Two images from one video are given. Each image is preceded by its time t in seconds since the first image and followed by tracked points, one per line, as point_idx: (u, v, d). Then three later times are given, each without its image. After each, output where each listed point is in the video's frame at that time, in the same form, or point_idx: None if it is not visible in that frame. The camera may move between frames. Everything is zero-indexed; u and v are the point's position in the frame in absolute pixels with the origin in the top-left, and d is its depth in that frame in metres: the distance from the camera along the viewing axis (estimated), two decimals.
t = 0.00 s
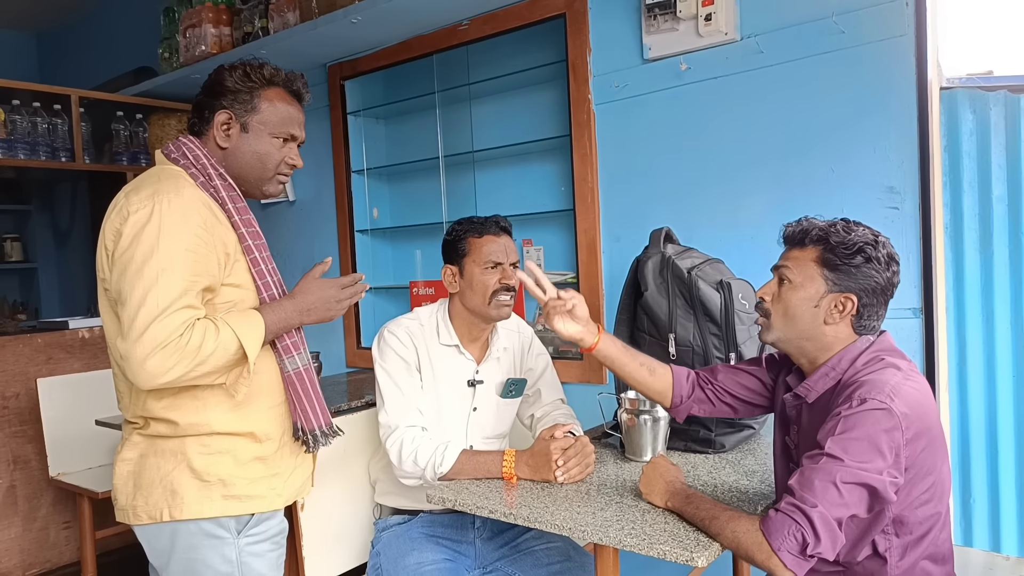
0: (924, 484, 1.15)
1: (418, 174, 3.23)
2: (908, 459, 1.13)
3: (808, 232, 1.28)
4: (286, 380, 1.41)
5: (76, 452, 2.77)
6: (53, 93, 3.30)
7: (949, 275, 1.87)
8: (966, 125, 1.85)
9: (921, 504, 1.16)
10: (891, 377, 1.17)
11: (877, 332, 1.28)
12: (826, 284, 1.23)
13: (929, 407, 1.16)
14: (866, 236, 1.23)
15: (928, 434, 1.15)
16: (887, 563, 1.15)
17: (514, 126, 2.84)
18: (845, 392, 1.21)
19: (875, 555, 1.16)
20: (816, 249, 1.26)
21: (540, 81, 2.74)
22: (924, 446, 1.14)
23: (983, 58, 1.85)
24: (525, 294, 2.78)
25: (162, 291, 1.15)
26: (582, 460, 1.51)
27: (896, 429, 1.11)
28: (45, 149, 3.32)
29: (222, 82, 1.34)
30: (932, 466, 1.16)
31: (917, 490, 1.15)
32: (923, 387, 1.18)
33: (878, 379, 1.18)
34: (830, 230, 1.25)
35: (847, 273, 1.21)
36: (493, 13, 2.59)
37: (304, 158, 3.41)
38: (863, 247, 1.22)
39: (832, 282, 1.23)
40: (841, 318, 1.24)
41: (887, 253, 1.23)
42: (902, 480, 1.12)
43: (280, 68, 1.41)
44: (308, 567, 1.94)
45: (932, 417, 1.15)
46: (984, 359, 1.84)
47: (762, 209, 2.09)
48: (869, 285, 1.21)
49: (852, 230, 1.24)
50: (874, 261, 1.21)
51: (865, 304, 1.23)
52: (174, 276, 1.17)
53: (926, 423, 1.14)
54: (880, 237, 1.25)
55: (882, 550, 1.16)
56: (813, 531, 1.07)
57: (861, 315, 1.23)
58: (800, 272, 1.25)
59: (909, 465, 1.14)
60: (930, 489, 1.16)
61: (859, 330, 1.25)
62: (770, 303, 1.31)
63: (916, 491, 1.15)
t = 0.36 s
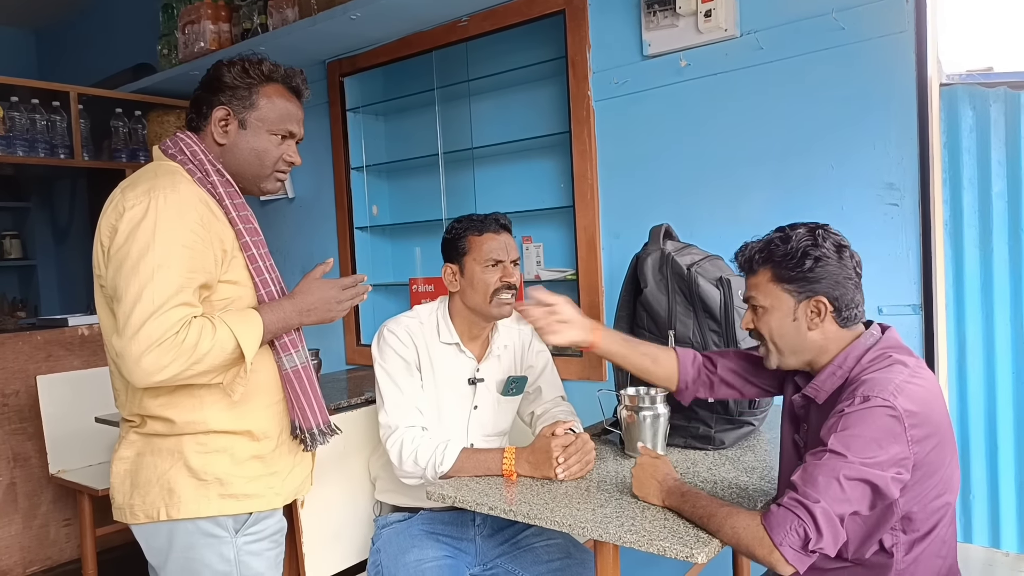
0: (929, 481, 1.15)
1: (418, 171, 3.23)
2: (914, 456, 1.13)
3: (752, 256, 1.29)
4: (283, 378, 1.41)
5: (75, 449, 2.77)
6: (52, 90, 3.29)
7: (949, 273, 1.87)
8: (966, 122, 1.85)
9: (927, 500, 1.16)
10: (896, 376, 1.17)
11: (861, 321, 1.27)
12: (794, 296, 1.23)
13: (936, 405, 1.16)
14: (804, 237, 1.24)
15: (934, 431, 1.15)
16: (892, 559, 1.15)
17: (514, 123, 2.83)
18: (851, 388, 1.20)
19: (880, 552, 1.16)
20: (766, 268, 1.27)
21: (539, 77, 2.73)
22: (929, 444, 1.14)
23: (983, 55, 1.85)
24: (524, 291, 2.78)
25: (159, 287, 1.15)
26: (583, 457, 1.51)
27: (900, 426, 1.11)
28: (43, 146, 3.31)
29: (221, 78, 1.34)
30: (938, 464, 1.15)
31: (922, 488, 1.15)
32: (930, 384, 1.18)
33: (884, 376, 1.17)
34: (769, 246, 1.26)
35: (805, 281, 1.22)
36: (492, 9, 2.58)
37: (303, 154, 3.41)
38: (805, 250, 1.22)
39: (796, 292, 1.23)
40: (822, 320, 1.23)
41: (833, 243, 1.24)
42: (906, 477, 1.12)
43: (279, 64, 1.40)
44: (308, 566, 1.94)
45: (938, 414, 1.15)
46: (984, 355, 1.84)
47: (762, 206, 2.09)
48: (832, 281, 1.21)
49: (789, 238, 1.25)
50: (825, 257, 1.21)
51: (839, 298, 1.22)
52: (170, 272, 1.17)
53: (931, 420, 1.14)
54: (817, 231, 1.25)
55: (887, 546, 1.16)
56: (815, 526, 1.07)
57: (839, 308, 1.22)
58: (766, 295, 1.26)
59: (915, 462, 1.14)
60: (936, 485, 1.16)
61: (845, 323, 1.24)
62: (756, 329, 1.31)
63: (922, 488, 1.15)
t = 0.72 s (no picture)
0: (944, 485, 1.15)
1: (425, 172, 3.23)
2: (932, 458, 1.13)
3: (844, 224, 1.29)
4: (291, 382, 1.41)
5: (85, 450, 2.78)
6: (61, 93, 3.32)
7: (959, 276, 1.87)
8: (976, 124, 1.85)
9: (942, 504, 1.15)
10: (914, 377, 1.16)
11: (911, 328, 1.30)
12: (864, 274, 1.24)
13: (953, 407, 1.15)
14: (901, 229, 1.26)
15: (951, 434, 1.14)
16: (907, 562, 1.14)
17: (521, 125, 2.84)
18: (867, 389, 1.20)
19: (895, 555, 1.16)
20: (852, 241, 1.27)
21: (546, 79, 2.73)
22: (946, 447, 1.14)
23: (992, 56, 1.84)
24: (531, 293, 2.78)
25: (168, 291, 1.16)
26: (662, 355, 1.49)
27: (917, 427, 1.10)
28: (53, 149, 3.34)
29: (231, 81, 1.34)
30: (954, 466, 1.15)
31: (938, 490, 1.15)
32: (949, 387, 1.18)
33: (901, 376, 1.17)
34: (866, 223, 1.26)
35: (885, 264, 1.23)
36: (498, 11, 2.59)
37: (311, 157, 3.42)
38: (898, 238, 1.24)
39: (870, 272, 1.24)
40: (877, 309, 1.25)
41: (921, 248, 1.26)
42: (921, 479, 1.12)
43: (289, 67, 1.41)
44: (316, 567, 1.91)
45: (956, 417, 1.14)
46: (994, 358, 1.84)
47: (770, 208, 2.08)
48: (906, 276, 1.23)
49: (887, 223, 1.27)
50: (911, 253, 1.24)
51: (901, 296, 1.24)
52: (179, 275, 1.17)
53: (949, 423, 1.14)
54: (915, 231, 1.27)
55: (901, 549, 1.15)
56: (827, 517, 1.07)
57: (897, 306, 1.25)
58: (837, 265, 1.26)
59: (931, 464, 1.13)
60: (951, 489, 1.15)
61: (891, 322, 1.27)
62: (806, 295, 1.30)
63: (938, 491, 1.14)
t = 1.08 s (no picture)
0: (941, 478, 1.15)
1: (430, 174, 3.24)
2: (922, 451, 1.14)
3: (834, 228, 1.31)
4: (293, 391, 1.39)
5: (92, 452, 2.79)
6: (68, 96, 3.34)
7: (966, 278, 1.86)
8: (983, 125, 1.85)
9: (939, 497, 1.15)
10: (903, 370, 1.18)
11: (907, 328, 1.30)
12: (852, 276, 1.26)
13: (943, 399, 1.17)
14: (893, 230, 1.25)
15: (942, 427, 1.15)
16: (907, 559, 1.15)
17: (526, 126, 2.84)
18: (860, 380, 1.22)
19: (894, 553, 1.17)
20: (841, 244, 1.29)
21: (552, 81, 2.73)
22: (937, 440, 1.14)
23: (999, 57, 1.84)
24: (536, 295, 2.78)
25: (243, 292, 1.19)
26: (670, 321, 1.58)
27: (901, 417, 1.12)
28: (60, 152, 3.36)
29: (233, 84, 1.33)
30: (947, 459, 1.16)
31: (932, 485, 1.15)
32: (941, 381, 1.19)
33: (891, 371, 1.19)
34: (853, 226, 1.28)
35: (872, 266, 1.24)
36: (503, 14, 2.59)
37: (317, 159, 3.43)
38: (888, 239, 1.24)
39: (858, 274, 1.25)
40: (867, 309, 1.26)
41: (915, 247, 1.25)
42: (909, 471, 1.13)
43: (294, 75, 1.40)
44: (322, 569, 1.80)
45: (946, 409, 1.16)
46: (1000, 358, 1.83)
47: (776, 209, 2.08)
48: (896, 278, 1.23)
49: (878, 226, 1.27)
50: (900, 254, 1.23)
51: (891, 297, 1.24)
52: (236, 284, 1.19)
53: (938, 415, 1.15)
54: (908, 231, 1.27)
55: (900, 545, 1.16)
56: (797, 494, 1.09)
57: (887, 307, 1.25)
58: (827, 267, 1.28)
59: (921, 456, 1.14)
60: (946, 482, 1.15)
61: (885, 322, 1.27)
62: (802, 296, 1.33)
63: (931, 484, 1.15)
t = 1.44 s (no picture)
0: (923, 478, 1.16)
1: (433, 174, 3.23)
2: (898, 449, 1.15)
3: (806, 234, 1.34)
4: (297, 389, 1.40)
5: (96, 451, 2.80)
6: (71, 95, 3.34)
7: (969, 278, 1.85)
8: (986, 124, 1.84)
9: (921, 497, 1.16)
10: (877, 369, 1.20)
11: (884, 328, 1.31)
12: (822, 282, 1.28)
13: (918, 398, 1.18)
14: (863, 234, 1.27)
15: (918, 424, 1.16)
16: (893, 560, 1.16)
17: (529, 126, 2.83)
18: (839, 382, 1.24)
19: (881, 554, 1.18)
20: (812, 250, 1.31)
21: (555, 80, 2.73)
22: (914, 438, 1.15)
23: (1003, 55, 1.83)
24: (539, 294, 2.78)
25: (256, 291, 1.20)
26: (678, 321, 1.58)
27: (876, 416, 1.14)
28: (63, 151, 3.36)
29: (230, 82, 1.33)
30: (929, 459, 1.16)
31: (914, 484, 1.16)
32: (915, 379, 1.20)
33: (867, 369, 1.21)
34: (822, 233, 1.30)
35: (839, 272, 1.26)
36: (506, 13, 2.59)
37: (320, 159, 3.43)
38: (856, 245, 1.26)
39: (827, 279, 1.28)
40: (837, 314, 1.28)
41: (883, 251, 1.26)
42: (888, 471, 1.14)
43: (289, 74, 1.39)
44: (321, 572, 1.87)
45: (921, 407, 1.17)
46: (1003, 357, 1.83)
47: (779, 208, 2.07)
48: (863, 283, 1.25)
49: (847, 230, 1.28)
50: (867, 259, 1.25)
51: (861, 301, 1.26)
52: (253, 283, 1.21)
53: (913, 414, 1.16)
54: (879, 234, 1.27)
55: (887, 545, 1.17)
56: (784, 504, 1.11)
57: (858, 311, 1.27)
58: (799, 272, 1.31)
59: (899, 456, 1.15)
60: (929, 482, 1.16)
61: (859, 325, 1.29)
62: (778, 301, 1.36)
63: (911, 483, 1.15)
